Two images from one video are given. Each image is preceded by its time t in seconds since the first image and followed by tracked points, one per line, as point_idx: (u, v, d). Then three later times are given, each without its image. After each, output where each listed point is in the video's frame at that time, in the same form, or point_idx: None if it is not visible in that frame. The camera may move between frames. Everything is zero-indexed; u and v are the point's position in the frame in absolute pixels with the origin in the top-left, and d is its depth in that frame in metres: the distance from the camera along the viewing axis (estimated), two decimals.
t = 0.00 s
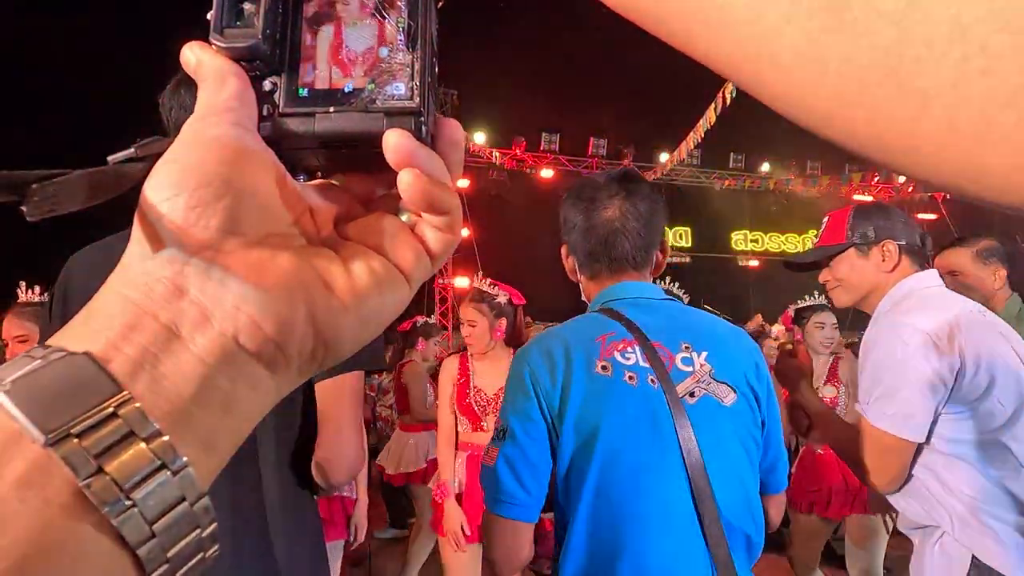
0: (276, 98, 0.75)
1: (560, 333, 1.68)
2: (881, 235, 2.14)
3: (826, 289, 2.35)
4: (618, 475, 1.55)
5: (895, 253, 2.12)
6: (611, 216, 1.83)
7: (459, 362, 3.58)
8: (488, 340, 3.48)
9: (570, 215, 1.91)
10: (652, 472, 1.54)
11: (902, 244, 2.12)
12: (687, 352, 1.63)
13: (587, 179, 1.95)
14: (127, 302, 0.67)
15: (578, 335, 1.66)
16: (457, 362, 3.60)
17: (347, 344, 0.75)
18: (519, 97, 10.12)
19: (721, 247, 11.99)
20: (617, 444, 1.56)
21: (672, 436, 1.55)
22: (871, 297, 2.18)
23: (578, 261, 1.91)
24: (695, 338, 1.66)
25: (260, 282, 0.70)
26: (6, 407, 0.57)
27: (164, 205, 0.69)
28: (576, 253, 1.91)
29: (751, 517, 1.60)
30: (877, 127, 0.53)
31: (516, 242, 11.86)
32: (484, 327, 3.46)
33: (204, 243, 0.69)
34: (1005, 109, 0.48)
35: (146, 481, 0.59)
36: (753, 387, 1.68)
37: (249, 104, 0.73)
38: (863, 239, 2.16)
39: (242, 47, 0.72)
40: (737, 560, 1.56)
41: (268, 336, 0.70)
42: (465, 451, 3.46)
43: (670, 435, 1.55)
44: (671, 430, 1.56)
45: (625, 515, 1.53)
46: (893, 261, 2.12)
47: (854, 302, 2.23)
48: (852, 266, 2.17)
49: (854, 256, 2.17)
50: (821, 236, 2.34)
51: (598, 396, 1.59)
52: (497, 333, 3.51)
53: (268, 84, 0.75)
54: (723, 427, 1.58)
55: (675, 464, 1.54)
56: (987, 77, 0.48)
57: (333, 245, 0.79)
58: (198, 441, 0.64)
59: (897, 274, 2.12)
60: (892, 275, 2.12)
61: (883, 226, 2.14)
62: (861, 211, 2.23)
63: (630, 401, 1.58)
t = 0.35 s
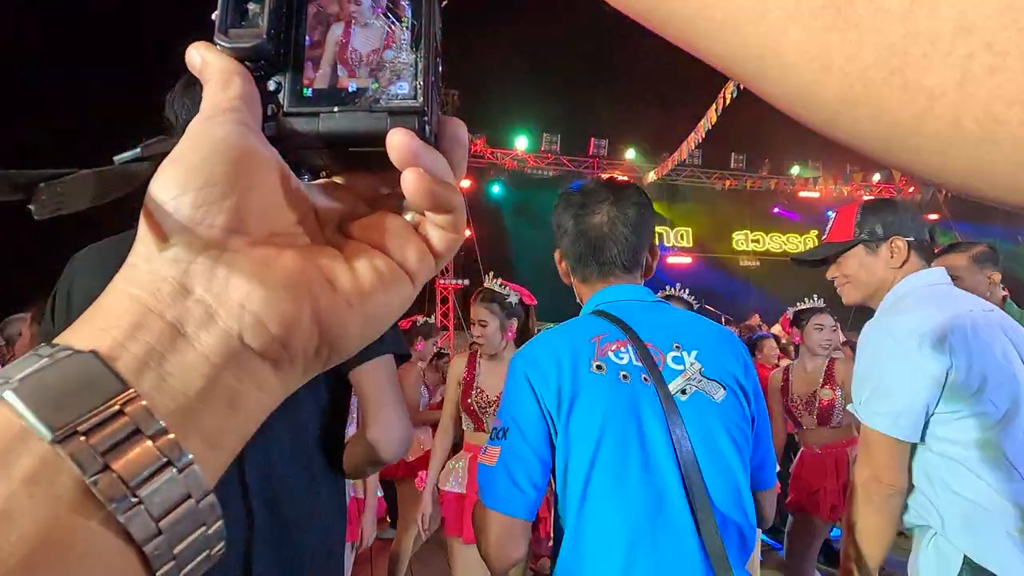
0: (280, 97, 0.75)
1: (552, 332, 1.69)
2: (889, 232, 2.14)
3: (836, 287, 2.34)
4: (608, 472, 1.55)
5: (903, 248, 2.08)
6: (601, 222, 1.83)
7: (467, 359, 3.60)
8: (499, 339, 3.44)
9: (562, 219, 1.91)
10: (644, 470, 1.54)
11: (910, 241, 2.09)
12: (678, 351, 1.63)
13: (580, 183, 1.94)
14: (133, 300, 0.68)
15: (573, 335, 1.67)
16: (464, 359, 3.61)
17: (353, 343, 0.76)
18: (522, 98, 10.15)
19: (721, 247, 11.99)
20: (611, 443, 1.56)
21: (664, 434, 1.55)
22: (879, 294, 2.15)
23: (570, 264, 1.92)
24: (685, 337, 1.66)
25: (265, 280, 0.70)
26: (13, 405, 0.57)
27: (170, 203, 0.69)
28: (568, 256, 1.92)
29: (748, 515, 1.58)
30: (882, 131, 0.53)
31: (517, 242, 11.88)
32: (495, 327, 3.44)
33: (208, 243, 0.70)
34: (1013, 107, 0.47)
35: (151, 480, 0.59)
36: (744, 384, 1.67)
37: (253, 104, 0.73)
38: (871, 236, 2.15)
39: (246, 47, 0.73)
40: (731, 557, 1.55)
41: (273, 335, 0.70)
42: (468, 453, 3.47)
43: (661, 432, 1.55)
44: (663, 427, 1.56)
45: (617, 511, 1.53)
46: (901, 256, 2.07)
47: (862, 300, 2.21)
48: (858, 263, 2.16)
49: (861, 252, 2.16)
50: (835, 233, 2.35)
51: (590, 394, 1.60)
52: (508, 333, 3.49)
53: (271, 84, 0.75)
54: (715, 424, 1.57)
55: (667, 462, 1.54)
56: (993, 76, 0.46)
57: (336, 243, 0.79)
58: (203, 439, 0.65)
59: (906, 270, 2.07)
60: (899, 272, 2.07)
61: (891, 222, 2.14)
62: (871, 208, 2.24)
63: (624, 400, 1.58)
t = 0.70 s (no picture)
0: (285, 96, 0.76)
1: (551, 330, 1.76)
2: (899, 226, 2.08)
3: (845, 276, 2.39)
4: (601, 464, 1.59)
5: (910, 244, 2.03)
6: (613, 226, 1.84)
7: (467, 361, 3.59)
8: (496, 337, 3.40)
9: (577, 224, 1.94)
10: (637, 462, 1.55)
11: (919, 237, 2.03)
12: (675, 346, 1.64)
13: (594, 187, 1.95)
14: (139, 297, 0.68)
15: (571, 334, 1.73)
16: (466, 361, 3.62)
17: (355, 339, 0.76)
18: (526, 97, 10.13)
19: (726, 246, 11.96)
20: (603, 435, 1.60)
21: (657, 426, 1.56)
22: (885, 287, 2.17)
23: (586, 268, 1.95)
24: (684, 332, 1.66)
25: (269, 276, 0.70)
26: (24, 402, 0.58)
27: (176, 201, 0.70)
28: (584, 261, 1.95)
29: (752, 511, 1.54)
30: (887, 123, 0.51)
31: (521, 242, 11.88)
32: (489, 324, 3.40)
33: (214, 240, 0.70)
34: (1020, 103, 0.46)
35: (159, 476, 0.60)
36: (748, 378, 1.63)
37: (258, 102, 0.74)
38: (880, 229, 2.12)
39: (252, 45, 0.74)
40: (735, 552, 1.52)
41: (278, 332, 0.70)
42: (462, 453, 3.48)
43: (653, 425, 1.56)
44: (656, 419, 1.56)
45: (609, 501, 1.56)
46: (907, 252, 2.04)
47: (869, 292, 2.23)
48: (867, 256, 2.17)
49: (868, 244, 2.17)
50: (849, 221, 2.35)
51: (582, 388, 1.65)
52: (505, 330, 3.43)
53: (278, 82, 0.76)
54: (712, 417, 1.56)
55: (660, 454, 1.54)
56: (999, 71, 0.46)
57: (341, 241, 0.80)
58: (209, 435, 0.65)
59: (911, 266, 2.04)
60: (906, 267, 2.05)
61: (901, 216, 2.08)
62: (885, 198, 2.19)
63: (617, 394, 1.61)
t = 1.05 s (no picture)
0: (290, 101, 0.75)
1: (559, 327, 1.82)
2: (947, 207, 2.02)
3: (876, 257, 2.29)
4: (597, 453, 1.63)
5: (959, 227, 2.00)
6: (631, 221, 1.82)
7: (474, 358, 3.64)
8: (493, 336, 3.41)
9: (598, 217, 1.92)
10: (630, 453, 1.58)
11: (968, 220, 2.00)
12: (674, 340, 1.63)
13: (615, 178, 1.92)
14: (144, 306, 0.68)
15: (574, 330, 1.78)
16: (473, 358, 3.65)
17: (361, 344, 0.76)
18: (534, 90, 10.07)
19: (736, 240, 11.88)
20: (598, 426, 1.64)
21: (648, 418, 1.59)
22: (923, 271, 2.11)
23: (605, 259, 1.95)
24: (685, 326, 1.65)
25: (272, 282, 0.69)
26: (26, 411, 0.58)
27: (180, 206, 0.70)
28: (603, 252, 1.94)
29: (752, 506, 1.52)
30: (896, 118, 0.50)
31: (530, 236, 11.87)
32: (487, 323, 3.41)
33: (219, 247, 0.70)
34: None
35: (162, 485, 0.59)
36: (751, 373, 1.59)
37: (264, 105, 0.73)
38: (925, 210, 2.06)
39: (257, 50, 0.73)
40: (733, 545, 1.51)
41: (284, 340, 0.70)
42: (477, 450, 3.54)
43: (645, 418, 1.59)
44: (648, 412, 1.59)
45: (605, 490, 1.61)
46: (955, 236, 2.00)
47: (902, 275, 2.18)
48: (906, 239, 2.10)
49: (911, 226, 2.09)
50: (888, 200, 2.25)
51: (580, 381, 1.70)
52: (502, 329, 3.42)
53: (282, 87, 0.75)
54: (707, 410, 1.55)
55: (652, 446, 1.57)
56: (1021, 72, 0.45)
57: (346, 246, 0.79)
58: (215, 441, 0.65)
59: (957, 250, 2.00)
60: (952, 250, 2.00)
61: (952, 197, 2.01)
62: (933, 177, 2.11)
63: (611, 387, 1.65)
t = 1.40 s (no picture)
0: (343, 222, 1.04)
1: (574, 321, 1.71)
2: (981, 192, 1.94)
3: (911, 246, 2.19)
4: (607, 454, 1.58)
5: (991, 213, 1.91)
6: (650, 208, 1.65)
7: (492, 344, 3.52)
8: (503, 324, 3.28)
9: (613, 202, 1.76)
10: (639, 456, 1.53)
11: (1002, 207, 1.91)
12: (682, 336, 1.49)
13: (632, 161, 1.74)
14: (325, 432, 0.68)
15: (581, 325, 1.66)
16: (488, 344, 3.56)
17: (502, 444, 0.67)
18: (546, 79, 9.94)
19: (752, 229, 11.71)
20: (606, 428, 1.57)
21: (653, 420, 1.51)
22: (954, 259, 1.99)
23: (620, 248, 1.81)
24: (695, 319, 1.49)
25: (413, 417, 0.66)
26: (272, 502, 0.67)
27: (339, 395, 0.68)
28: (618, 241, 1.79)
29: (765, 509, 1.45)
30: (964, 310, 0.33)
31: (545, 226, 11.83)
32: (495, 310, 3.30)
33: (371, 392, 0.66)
34: None
35: None
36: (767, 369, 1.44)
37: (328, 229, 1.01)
38: (956, 194, 1.98)
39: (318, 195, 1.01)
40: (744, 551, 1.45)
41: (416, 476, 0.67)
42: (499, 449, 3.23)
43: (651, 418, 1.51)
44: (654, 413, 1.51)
45: (618, 490, 1.57)
46: (988, 220, 1.90)
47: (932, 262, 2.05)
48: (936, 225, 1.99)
49: (943, 211, 2.00)
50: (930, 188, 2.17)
51: (588, 381, 1.60)
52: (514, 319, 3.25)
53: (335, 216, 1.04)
54: (713, 413, 1.45)
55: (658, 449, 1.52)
56: None
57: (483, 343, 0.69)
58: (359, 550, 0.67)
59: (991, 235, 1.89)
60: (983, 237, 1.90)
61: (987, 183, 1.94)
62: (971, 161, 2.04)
63: (617, 388, 1.55)
